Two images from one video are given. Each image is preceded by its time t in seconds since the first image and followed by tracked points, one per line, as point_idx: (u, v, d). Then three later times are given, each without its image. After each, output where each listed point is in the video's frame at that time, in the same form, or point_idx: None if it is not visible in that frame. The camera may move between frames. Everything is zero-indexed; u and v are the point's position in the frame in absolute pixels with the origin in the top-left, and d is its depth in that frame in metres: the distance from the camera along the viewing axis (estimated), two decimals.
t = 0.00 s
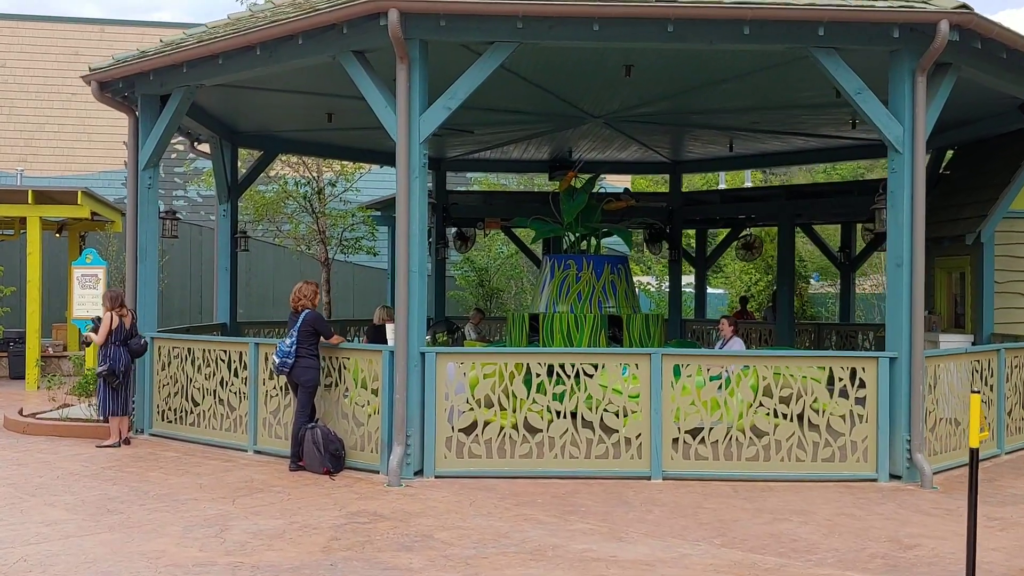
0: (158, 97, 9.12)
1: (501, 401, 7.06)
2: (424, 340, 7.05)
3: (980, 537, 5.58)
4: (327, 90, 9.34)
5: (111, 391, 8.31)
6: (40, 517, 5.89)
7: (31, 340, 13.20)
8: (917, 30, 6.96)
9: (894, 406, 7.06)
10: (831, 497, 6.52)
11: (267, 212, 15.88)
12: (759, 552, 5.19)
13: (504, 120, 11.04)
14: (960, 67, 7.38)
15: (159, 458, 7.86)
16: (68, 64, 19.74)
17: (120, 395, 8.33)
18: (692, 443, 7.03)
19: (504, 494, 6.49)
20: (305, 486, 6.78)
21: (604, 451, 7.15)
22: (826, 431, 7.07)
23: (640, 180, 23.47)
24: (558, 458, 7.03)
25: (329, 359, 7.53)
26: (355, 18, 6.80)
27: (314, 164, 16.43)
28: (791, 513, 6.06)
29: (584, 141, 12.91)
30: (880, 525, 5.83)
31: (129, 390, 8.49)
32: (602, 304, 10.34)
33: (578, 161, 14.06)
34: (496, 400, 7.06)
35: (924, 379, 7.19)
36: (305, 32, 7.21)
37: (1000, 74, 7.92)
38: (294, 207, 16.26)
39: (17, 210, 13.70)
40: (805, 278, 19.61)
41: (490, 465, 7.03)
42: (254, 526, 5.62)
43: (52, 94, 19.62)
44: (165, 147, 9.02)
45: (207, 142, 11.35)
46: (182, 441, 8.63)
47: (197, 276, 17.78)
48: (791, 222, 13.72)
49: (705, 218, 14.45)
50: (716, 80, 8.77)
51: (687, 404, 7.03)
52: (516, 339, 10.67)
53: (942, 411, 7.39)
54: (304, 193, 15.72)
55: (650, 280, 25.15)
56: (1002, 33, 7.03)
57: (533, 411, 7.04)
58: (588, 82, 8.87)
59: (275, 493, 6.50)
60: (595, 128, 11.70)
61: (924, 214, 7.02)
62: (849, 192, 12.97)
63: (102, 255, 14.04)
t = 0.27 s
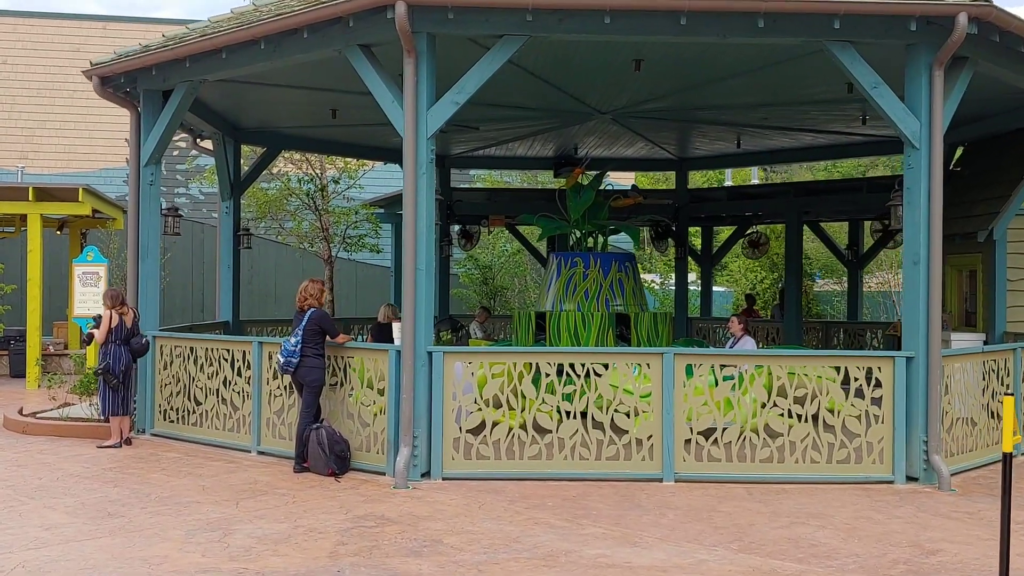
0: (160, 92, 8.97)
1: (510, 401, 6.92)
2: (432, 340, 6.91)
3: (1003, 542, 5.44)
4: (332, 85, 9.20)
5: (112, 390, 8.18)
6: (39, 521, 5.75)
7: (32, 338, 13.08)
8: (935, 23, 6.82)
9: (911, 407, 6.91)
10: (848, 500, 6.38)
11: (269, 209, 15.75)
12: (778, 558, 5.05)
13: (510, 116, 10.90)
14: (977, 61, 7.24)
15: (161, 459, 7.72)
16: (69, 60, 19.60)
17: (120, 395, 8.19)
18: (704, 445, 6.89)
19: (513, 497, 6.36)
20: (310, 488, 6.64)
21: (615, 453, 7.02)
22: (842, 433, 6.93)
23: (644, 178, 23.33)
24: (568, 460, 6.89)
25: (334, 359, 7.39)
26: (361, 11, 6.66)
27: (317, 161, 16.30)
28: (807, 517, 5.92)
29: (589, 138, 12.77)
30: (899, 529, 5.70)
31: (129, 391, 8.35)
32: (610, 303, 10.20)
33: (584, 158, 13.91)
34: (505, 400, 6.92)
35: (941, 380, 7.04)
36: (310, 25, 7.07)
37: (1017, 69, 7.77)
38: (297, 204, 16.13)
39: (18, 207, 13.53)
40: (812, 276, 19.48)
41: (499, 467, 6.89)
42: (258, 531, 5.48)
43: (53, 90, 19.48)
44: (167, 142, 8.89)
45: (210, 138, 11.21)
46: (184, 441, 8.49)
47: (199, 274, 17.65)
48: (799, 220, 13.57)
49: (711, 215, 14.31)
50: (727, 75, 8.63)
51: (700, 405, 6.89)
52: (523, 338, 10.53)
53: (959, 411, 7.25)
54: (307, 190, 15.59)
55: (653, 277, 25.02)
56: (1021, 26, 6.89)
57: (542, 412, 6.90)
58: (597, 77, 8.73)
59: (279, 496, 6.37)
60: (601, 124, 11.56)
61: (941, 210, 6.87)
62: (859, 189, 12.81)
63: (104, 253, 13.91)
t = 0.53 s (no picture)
0: (157, 82, 8.78)
1: (516, 398, 6.73)
2: (435, 335, 6.72)
3: None
4: (332, 74, 9.01)
5: (108, 387, 8.01)
6: (30, 521, 5.57)
7: (28, 334, 12.90)
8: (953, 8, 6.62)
9: (927, 404, 6.72)
10: (864, 500, 6.19)
11: (269, 203, 15.57)
12: (796, 561, 4.86)
13: (514, 108, 10.71)
14: (996, 48, 7.04)
15: (158, 458, 7.54)
16: (67, 54, 19.40)
17: (116, 391, 8.00)
18: (715, 442, 6.70)
19: (520, 497, 6.17)
20: (310, 487, 6.46)
21: (623, 451, 6.83)
22: (857, 430, 6.73)
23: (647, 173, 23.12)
24: (575, 458, 6.70)
25: (334, 355, 7.21)
26: None
27: (318, 155, 16.11)
28: (823, 517, 5.73)
29: (594, 130, 12.57)
30: (919, 529, 5.51)
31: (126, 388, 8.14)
32: (616, 298, 10.01)
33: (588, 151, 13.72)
34: (510, 397, 6.73)
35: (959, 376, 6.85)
36: (309, 11, 6.88)
37: None
38: (297, 199, 15.94)
39: (14, 201, 13.23)
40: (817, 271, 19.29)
41: (504, 465, 6.71)
42: (257, 532, 5.30)
43: (51, 84, 19.28)
44: (164, 134, 8.70)
45: (208, 130, 11.01)
46: (182, 439, 8.31)
47: (198, 269, 17.47)
48: (807, 214, 13.36)
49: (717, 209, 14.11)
50: (736, 64, 8.43)
51: (711, 401, 6.69)
52: (527, 334, 10.34)
53: (976, 408, 7.06)
54: (308, 184, 15.40)
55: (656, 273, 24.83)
56: None
57: (549, 410, 6.71)
58: (603, 66, 8.53)
59: (279, 496, 6.19)
60: (607, 115, 11.36)
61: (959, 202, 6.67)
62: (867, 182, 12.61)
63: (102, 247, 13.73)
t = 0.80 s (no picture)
0: (155, 76, 8.61)
1: (522, 399, 6.56)
2: (439, 335, 6.56)
3: None
4: (334, 68, 8.84)
5: (105, 387, 7.84)
6: (23, 527, 5.41)
7: (25, 332, 12.74)
8: None
9: (944, 405, 6.55)
10: (881, 504, 6.03)
11: (269, 199, 15.39)
12: (814, 569, 4.70)
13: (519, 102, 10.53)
14: (1014, 40, 6.85)
15: (156, 459, 7.38)
16: (66, 49, 19.22)
17: (114, 391, 7.85)
18: (727, 444, 6.53)
19: (527, 501, 6.01)
20: (312, 490, 6.29)
21: (632, 453, 6.66)
22: (872, 432, 6.57)
23: (650, 169, 22.92)
24: (583, 460, 6.54)
25: (336, 354, 7.04)
26: None
27: (318, 151, 15.94)
28: (840, 522, 5.56)
29: (599, 126, 12.39)
30: (939, 535, 5.34)
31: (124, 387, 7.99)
32: (622, 296, 9.84)
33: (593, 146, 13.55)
34: (516, 398, 6.57)
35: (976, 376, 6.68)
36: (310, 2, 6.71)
37: None
38: (298, 195, 15.77)
39: (10, 197, 13.13)
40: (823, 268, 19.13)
41: (510, 468, 6.54)
42: (256, 538, 5.14)
43: (49, 79, 19.09)
44: (162, 128, 8.52)
45: (207, 125, 10.84)
46: (180, 440, 8.15)
47: (198, 266, 17.31)
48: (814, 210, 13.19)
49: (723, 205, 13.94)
50: (747, 56, 8.25)
51: (722, 403, 6.52)
52: (531, 332, 10.18)
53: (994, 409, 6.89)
54: (309, 181, 15.23)
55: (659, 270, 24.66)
56: None
57: (556, 411, 6.54)
58: (610, 59, 8.35)
59: (279, 500, 6.02)
60: (612, 110, 11.18)
61: (977, 197, 6.50)
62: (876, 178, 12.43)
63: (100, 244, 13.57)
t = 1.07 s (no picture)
0: (156, 71, 8.46)
1: (530, 400, 6.42)
2: (446, 335, 6.41)
3: None
4: (337, 63, 8.70)
5: (105, 387, 7.70)
6: (20, 532, 5.26)
7: (25, 331, 12.61)
8: None
9: (962, 406, 6.40)
10: (899, 508, 5.88)
11: (271, 197, 15.25)
12: None
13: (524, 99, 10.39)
14: None
15: (156, 462, 7.24)
16: (66, 47, 19.06)
17: (114, 391, 7.71)
18: (740, 447, 6.38)
19: (536, 505, 5.86)
20: (316, 494, 6.15)
21: (643, 456, 6.52)
22: (888, 434, 6.42)
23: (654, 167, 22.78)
24: (593, 463, 6.39)
25: (340, 355, 6.90)
26: None
27: (320, 149, 15.79)
28: (858, 527, 5.42)
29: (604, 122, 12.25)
30: (961, 540, 5.20)
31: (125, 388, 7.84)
32: (629, 295, 9.68)
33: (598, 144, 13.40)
34: (525, 399, 6.43)
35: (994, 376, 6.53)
36: None
37: None
38: (300, 193, 15.62)
39: (10, 195, 13.01)
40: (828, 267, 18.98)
41: (518, 471, 6.40)
42: (259, 543, 4.99)
43: (49, 77, 18.94)
44: (162, 125, 8.38)
45: (207, 122, 10.69)
46: (181, 441, 8.01)
47: (199, 265, 17.16)
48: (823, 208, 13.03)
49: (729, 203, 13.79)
50: (758, 51, 8.10)
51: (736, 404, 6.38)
52: (537, 332, 10.03)
53: (1012, 411, 6.73)
54: (311, 179, 15.08)
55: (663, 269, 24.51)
56: None
57: (565, 412, 6.40)
58: (618, 53, 8.20)
59: (283, 504, 5.88)
60: (619, 106, 11.03)
61: (996, 193, 6.34)
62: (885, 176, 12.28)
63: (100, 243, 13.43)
